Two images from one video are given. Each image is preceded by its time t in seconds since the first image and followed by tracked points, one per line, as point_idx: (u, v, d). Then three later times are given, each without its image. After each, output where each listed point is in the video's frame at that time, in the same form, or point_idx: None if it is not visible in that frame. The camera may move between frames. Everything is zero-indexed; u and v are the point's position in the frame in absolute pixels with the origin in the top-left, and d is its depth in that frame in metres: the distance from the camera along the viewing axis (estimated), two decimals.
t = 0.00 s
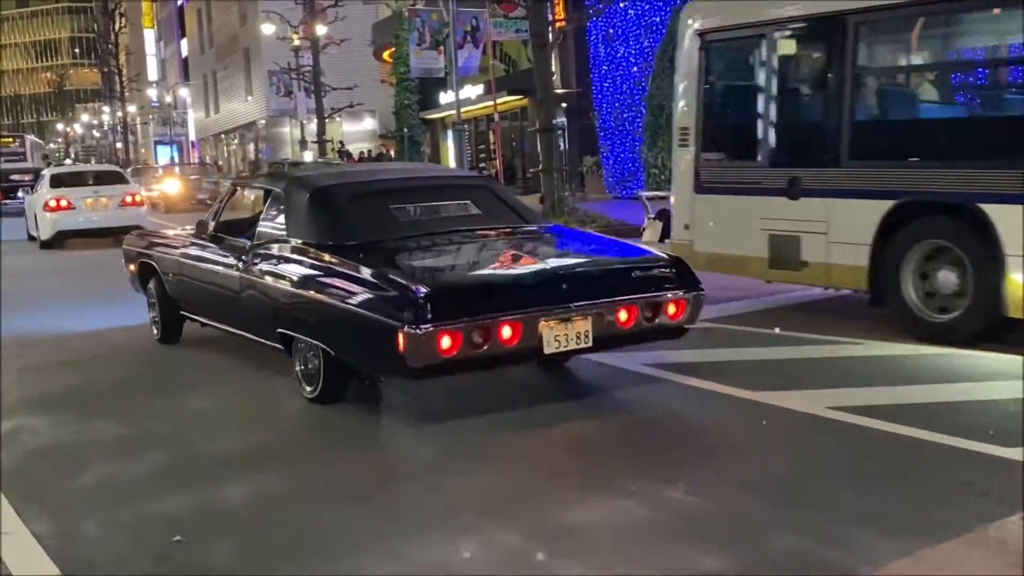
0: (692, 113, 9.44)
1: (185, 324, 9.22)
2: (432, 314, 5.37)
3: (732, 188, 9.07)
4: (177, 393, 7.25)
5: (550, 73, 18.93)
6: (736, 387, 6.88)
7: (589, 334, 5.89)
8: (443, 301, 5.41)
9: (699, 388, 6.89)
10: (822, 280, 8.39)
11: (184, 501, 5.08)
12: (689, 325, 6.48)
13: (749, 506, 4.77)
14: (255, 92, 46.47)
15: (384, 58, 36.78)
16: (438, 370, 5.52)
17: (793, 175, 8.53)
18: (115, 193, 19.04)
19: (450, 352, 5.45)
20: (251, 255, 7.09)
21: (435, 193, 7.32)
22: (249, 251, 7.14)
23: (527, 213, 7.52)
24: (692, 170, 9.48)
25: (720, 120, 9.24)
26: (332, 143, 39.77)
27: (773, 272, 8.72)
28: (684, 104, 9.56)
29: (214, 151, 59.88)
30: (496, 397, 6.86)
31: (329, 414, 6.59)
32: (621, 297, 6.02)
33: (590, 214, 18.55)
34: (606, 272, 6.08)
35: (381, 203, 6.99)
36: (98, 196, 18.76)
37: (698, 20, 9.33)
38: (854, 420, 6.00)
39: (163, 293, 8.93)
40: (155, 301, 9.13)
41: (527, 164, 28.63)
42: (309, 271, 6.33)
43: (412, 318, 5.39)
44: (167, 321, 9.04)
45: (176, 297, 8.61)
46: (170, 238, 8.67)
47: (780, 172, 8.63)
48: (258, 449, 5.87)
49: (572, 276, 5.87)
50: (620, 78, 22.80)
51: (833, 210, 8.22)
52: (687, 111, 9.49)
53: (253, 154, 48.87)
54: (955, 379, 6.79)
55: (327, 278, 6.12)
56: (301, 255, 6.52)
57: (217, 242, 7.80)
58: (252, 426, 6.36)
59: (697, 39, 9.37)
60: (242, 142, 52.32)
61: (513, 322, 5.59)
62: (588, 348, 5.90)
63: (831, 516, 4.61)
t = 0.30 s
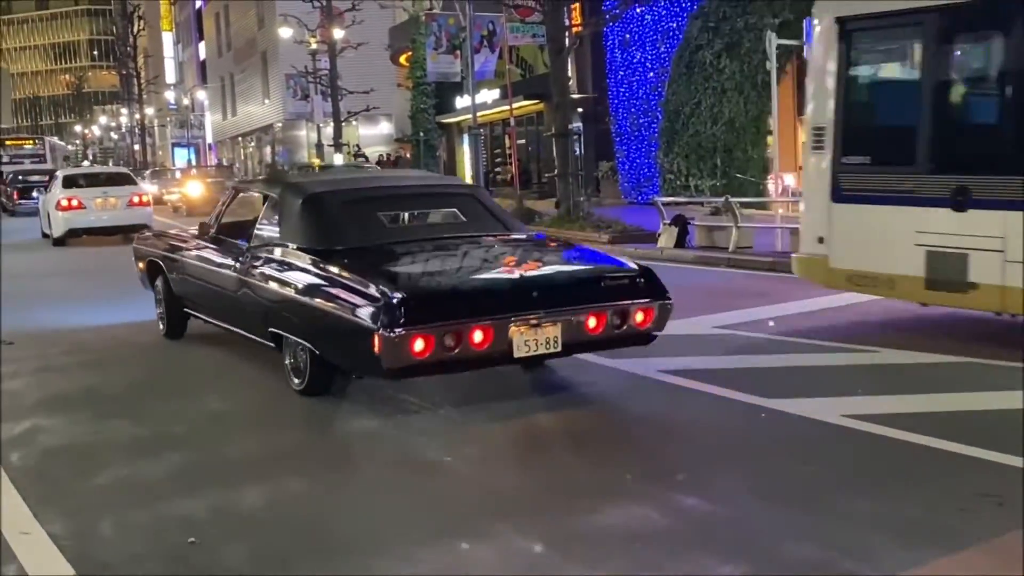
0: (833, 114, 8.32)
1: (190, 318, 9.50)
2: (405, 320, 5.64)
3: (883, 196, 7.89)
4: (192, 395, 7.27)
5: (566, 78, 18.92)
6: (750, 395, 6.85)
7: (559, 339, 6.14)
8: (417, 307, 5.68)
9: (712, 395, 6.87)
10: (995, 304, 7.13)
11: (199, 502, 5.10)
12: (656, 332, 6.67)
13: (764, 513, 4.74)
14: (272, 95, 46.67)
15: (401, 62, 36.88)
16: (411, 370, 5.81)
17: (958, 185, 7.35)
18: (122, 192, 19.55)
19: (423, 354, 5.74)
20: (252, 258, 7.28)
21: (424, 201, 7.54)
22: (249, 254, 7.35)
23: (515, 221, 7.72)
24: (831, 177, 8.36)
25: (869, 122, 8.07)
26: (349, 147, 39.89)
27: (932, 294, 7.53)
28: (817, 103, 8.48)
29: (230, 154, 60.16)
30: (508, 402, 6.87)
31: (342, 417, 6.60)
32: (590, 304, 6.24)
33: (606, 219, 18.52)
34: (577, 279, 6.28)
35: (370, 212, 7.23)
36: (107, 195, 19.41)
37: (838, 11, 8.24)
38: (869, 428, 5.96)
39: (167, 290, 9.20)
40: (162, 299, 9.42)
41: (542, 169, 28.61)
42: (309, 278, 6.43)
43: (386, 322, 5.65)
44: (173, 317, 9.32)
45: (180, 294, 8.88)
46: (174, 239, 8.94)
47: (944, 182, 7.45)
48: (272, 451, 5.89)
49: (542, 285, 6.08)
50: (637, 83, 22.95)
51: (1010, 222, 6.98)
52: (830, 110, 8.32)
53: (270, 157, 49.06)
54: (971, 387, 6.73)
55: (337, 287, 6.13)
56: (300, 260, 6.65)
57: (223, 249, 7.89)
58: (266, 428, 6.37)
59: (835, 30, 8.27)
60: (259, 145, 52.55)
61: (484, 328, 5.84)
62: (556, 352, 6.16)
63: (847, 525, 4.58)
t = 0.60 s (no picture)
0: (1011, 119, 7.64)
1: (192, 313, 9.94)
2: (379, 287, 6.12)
3: None
4: (205, 395, 7.29)
5: (579, 82, 18.90)
6: (761, 398, 6.83)
7: (530, 309, 6.57)
8: (392, 276, 6.16)
9: (725, 399, 6.84)
10: None
11: (211, 502, 5.11)
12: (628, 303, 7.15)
13: (777, 518, 4.72)
14: (285, 97, 46.83)
15: (414, 64, 36.95)
16: (389, 336, 6.28)
17: None
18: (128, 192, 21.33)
19: (398, 321, 6.21)
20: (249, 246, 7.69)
21: (406, 190, 8.05)
22: (246, 243, 7.78)
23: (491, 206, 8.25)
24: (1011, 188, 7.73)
25: None
26: (360, 148, 39.89)
27: None
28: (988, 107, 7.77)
29: (242, 155, 60.28)
30: (520, 404, 6.86)
31: (354, 417, 6.61)
32: (559, 276, 6.70)
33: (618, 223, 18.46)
34: (548, 253, 6.74)
35: (356, 198, 7.72)
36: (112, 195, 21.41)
37: None
38: (881, 433, 5.93)
39: (172, 286, 9.58)
40: (164, 294, 9.81)
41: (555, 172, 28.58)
42: (303, 258, 6.84)
43: (362, 290, 6.13)
44: (178, 312, 9.75)
45: (186, 290, 9.29)
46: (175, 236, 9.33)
47: None
48: (285, 451, 5.90)
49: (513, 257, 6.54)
50: (650, 86, 22.99)
51: None
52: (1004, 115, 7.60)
53: (282, 158, 49.15)
54: (987, 393, 6.68)
55: (334, 267, 6.47)
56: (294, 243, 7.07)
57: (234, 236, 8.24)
58: (278, 428, 6.39)
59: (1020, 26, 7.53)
60: (271, 146, 52.65)
61: (456, 296, 6.31)
62: (528, 321, 6.60)
63: (860, 530, 4.55)
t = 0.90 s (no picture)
0: None
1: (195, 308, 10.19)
2: (359, 305, 6.17)
3: None
4: (215, 394, 7.33)
5: (589, 83, 18.93)
6: (770, 401, 6.83)
7: (507, 326, 6.63)
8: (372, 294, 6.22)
9: (735, 401, 6.83)
10: None
11: (221, 501, 5.14)
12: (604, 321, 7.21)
13: (787, 520, 4.72)
14: (297, 97, 47.01)
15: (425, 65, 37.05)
16: (368, 351, 6.34)
17: None
18: (131, 190, 22.89)
19: (377, 338, 6.26)
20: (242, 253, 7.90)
21: (397, 201, 8.20)
22: (239, 253, 7.98)
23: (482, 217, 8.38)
24: None
25: None
26: (371, 149, 40.01)
27: None
28: None
29: (254, 155, 60.51)
30: (529, 405, 6.86)
31: (364, 417, 6.63)
32: (537, 294, 6.74)
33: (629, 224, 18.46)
34: (527, 271, 6.80)
35: (347, 210, 7.89)
36: (118, 192, 22.78)
37: None
38: (891, 437, 5.92)
39: (173, 281, 9.88)
40: (169, 288, 10.14)
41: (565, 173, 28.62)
42: (288, 271, 7.00)
43: (343, 307, 6.20)
44: (179, 306, 10.00)
45: (185, 284, 9.54)
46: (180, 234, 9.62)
47: None
48: (294, 451, 5.92)
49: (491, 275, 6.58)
50: (661, 87, 23.02)
51: None
52: None
53: (293, 158, 49.35)
54: (999, 396, 6.65)
55: (317, 283, 6.56)
56: (281, 254, 7.24)
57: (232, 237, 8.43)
58: (287, 428, 6.42)
59: None
60: (282, 146, 52.86)
61: (435, 314, 6.36)
62: (505, 338, 6.66)
63: (870, 533, 4.54)
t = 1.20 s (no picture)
0: None
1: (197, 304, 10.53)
2: (344, 278, 6.81)
3: None
4: (225, 393, 7.36)
5: (599, 83, 18.88)
6: (778, 401, 6.84)
7: (485, 300, 7.23)
8: (356, 268, 6.87)
9: (745, 402, 6.83)
10: None
11: (231, 500, 5.16)
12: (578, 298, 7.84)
13: (796, 521, 4.72)
14: (306, 98, 47.02)
15: (434, 65, 37.02)
16: (355, 323, 6.93)
17: None
18: (136, 189, 23.74)
19: (362, 309, 6.85)
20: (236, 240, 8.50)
21: (385, 192, 8.82)
22: (234, 239, 8.60)
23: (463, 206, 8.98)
24: None
25: None
26: (380, 149, 39.99)
27: None
28: None
29: (263, 155, 60.58)
30: (538, 405, 6.88)
31: (373, 416, 6.65)
32: (512, 270, 7.39)
33: (639, 224, 18.41)
34: (502, 251, 7.48)
35: (336, 199, 8.53)
36: (122, 191, 23.64)
37: None
38: (901, 438, 5.91)
39: (176, 278, 10.23)
40: (173, 284, 10.45)
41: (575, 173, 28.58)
42: (279, 252, 7.61)
43: (330, 279, 6.83)
44: (182, 301, 10.33)
45: (189, 281, 9.85)
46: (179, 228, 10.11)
47: None
48: (304, 450, 5.94)
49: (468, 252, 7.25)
50: (671, 87, 23.00)
51: None
52: None
53: (303, 158, 49.39)
54: (1010, 397, 6.63)
55: (307, 259, 7.20)
56: (275, 237, 7.86)
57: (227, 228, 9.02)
58: (297, 427, 6.44)
59: None
60: (292, 146, 52.87)
61: (416, 286, 6.98)
62: (484, 310, 7.25)
63: (880, 534, 4.53)
